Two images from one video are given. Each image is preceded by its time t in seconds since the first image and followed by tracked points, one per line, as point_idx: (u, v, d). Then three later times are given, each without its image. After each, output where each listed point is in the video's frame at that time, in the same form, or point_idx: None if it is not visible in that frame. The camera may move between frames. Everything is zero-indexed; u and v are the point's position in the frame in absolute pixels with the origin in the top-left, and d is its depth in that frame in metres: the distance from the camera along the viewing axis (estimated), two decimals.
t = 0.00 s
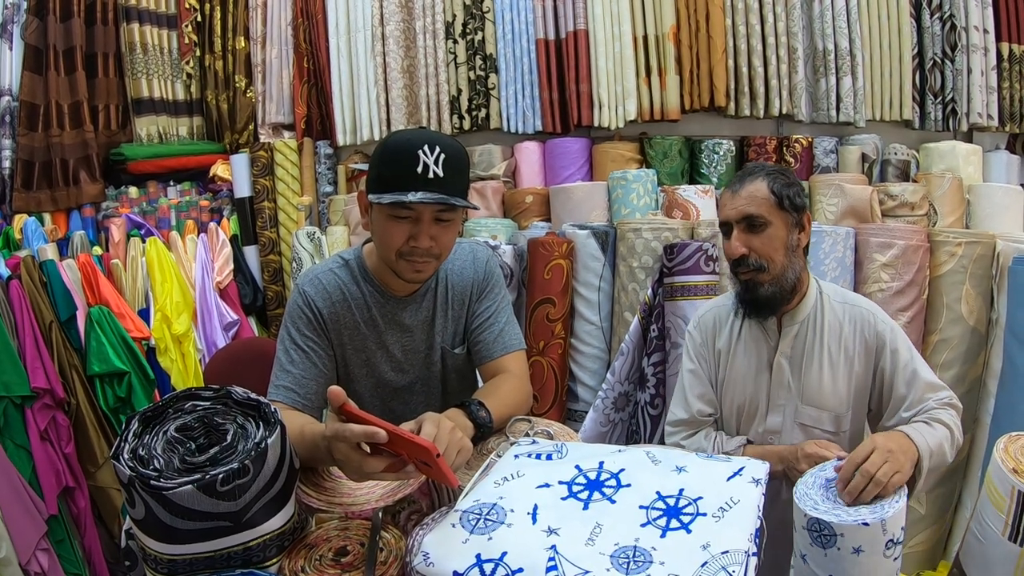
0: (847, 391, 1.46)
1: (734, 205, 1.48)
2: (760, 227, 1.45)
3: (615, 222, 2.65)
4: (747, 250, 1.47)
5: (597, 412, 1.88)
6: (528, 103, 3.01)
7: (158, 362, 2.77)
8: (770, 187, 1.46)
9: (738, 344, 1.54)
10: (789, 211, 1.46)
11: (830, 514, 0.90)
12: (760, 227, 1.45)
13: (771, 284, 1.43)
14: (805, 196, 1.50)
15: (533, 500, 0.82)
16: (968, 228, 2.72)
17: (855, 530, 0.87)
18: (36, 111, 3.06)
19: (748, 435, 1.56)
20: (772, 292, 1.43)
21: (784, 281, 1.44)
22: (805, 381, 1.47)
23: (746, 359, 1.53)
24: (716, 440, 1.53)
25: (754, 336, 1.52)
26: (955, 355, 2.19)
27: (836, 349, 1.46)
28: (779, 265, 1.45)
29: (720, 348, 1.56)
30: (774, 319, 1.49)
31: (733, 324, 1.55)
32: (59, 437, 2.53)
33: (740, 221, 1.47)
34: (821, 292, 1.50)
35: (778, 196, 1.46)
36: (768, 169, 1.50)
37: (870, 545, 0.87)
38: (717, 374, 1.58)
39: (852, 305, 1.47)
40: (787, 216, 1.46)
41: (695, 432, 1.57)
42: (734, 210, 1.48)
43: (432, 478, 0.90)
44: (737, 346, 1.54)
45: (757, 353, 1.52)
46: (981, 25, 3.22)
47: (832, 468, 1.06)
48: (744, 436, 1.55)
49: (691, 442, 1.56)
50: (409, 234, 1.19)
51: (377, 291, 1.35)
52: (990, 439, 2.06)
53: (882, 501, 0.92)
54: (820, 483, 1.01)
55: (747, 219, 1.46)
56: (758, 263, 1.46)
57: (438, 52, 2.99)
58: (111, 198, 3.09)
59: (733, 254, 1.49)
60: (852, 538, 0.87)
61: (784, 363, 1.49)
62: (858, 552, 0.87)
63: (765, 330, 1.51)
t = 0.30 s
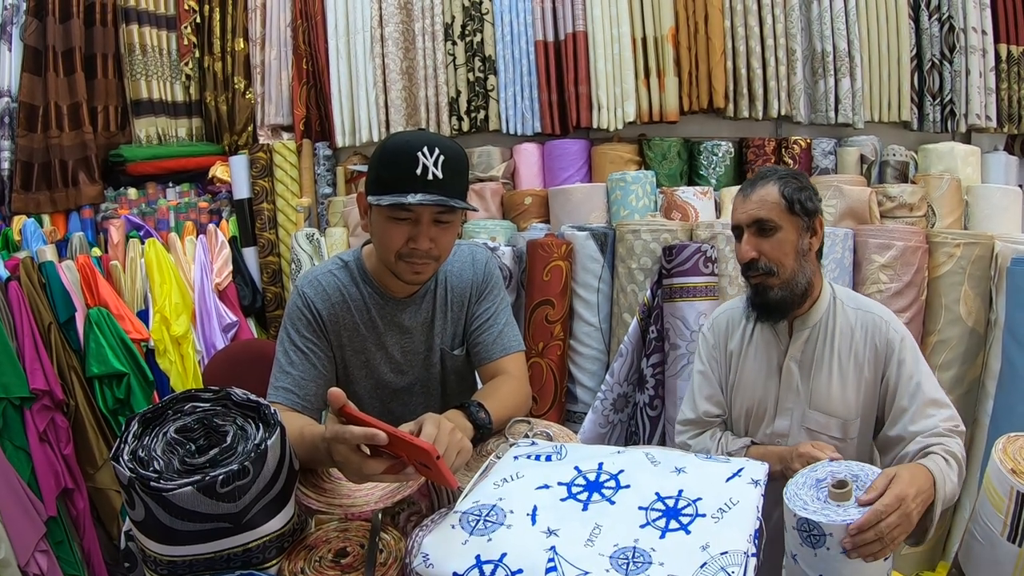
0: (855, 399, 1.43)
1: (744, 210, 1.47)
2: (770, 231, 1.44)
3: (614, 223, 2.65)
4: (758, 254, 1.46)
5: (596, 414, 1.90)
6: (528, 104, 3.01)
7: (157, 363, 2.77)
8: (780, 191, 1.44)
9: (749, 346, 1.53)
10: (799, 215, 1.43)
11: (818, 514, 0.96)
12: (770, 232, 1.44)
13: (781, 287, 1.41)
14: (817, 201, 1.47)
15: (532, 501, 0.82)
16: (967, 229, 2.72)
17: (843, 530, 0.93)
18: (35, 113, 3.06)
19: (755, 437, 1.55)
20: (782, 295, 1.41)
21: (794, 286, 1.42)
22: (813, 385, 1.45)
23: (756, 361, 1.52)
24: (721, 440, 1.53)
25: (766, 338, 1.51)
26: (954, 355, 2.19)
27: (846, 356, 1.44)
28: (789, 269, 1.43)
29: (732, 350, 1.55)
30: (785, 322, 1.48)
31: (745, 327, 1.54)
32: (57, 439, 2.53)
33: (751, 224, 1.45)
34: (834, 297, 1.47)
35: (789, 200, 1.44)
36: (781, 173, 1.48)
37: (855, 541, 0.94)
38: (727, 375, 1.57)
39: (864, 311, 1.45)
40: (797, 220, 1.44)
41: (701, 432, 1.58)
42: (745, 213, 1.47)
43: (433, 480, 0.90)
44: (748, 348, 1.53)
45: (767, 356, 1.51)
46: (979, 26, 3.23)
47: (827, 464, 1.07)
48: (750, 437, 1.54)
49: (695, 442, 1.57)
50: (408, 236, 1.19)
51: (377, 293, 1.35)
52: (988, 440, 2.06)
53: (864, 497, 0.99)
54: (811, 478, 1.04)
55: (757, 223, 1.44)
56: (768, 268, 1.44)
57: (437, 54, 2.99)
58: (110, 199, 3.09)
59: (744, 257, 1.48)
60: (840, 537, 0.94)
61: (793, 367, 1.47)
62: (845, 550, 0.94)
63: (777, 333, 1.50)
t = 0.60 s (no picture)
0: (853, 406, 1.42)
1: (749, 211, 1.46)
2: (773, 234, 1.43)
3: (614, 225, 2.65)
4: (760, 256, 1.45)
5: (595, 416, 1.91)
6: (527, 106, 3.01)
7: (156, 364, 2.77)
8: (785, 194, 1.43)
9: (748, 348, 1.52)
10: (804, 218, 1.42)
11: (810, 515, 0.97)
12: (774, 234, 1.43)
13: (782, 291, 1.41)
14: (823, 205, 1.45)
15: (531, 503, 0.82)
16: (966, 231, 2.72)
17: (835, 532, 0.95)
18: (35, 113, 3.06)
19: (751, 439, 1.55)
20: (783, 299, 1.41)
21: (795, 290, 1.41)
22: (811, 390, 1.44)
23: (755, 362, 1.51)
24: (716, 441, 1.53)
25: (765, 341, 1.50)
26: (953, 357, 2.20)
27: (845, 363, 1.43)
28: (791, 273, 1.42)
29: (731, 351, 1.55)
30: (785, 326, 1.47)
31: (745, 329, 1.54)
32: (56, 440, 2.53)
33: (753, 227, 1.45)
34: (836, 302, 1.46)
35: (794, 203, 1.42)
36: (788, 175, 1.47)
37: (846, 542, 0.96)
38: (726, 376, 1.57)
39: (866, 318, 1.43)
40: (802, 224, 1.43)
41: (697, 432, 1.58)
42: (749, 215, 1.46)
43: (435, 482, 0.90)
44: (747, 349, 1.52)
45: (765, 359, 1.50)
46: (978, 27, 3.23)
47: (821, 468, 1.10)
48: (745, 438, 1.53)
49: (691, 442, 1.57)
50: (409, 237, 1.19)
51: (376, 295, 1.35)
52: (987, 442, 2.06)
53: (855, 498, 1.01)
54: (804, 479, 1.05)
55: (760, 226, 1.43)
56: (770, 271, 1.43)
57: (437, 55, 3.00)
58: (110, 200, 3.09)
59: (746, 260, 1.48)
60: (831, 539, 0.95)
61: (791, 371, 1.46)
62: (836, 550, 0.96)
63: (777, 337, 1.49)
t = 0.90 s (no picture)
0: (836, 408, 1.43)
1: (710, 220, 1.44)
2: (738, 242, 1.41)
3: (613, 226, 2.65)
4: (727, 266, 1.43)
5: (594, 416, 1.92)
6: (526, 107, 3.01)
7: (155, 365, 2.77)
8: (747, 200, 1.42)
9: (724, 360, 1.50)
10: (768, 223, 1.41)
11: (799, 513, 0.96)
12: (738, 242, 1.41)
13: (751, 300, 1.39)
14: (786, 207, 1.44)
15: (530, 504, 0.82)
16: (964, 232, 2.73)
17: (824, 528, 0.94)
18: (35, 114, 3.06)
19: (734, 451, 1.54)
20: (753, 308, 1.39)
21: (765, 298, 1.40)
22: (792, 397, 1.44)
23: (731, 375, 1.50)
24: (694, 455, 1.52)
25: (740, 352, 1.49)
26: (952, 357, 2.20)
27: (825, 367, 1.43)
28: (759, 280, 1.40)
29: (707, 365, 1.53)
30: (759, 335, 1.45)
31: (718, 342, 1.52)
32: (56, 440, 2.53)
33: (717, 236, 1.43)
34: (810, 304, 1.46)
35: (756, 208, 1.41)
36: (749, 180, 1.45)
37: (835, 538, 0.95)
38: (703, 391, 1.55)
39: (842, 318, 1.44)
40: (766, 228, 1.41)
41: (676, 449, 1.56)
42: (711, 224, 1.44)
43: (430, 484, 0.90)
44: (723, 362, 1.50)
45: (742, 370, 1.49)
46: (977, 29, 3.24)
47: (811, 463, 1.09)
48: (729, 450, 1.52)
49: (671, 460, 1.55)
50: (409, 236, 1.19)
51: (376, 295, 1.35)
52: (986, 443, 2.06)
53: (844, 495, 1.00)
54: (794, 477, 1.05)
55: (724, 234, 1.42)
56: (737, 280, 1.42)
57: (436, 56, 3.00)
58: (109, 201, 3.09)
59: (711, 269, 1.46)
60: (820, 535, 0.94)
61: (770, 379, 1.45)
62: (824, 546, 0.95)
63: (751, 346, 1.47)
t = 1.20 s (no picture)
0: (839, 419, 1.41)
1: (710, 227, 1.41)
2: (739, 249, 1.38)
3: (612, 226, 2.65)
4: (727, 274, 1.41)
5: (594, 417, 1.90)
6: (525, 107, 3.01)
7: (154, 366, 2.77)
8: (748, 205, 1.39)
9: (727, 369, 1.50)
10: (769, 229, 1.38)
11: (795, 513, 0.96)
12: (739, 249, 1.38)
13: (753, 307, 1.38)
14: (789, 213, 1.41)
15: (529, 505, 0.82)
16: (964, 233, 2.73)
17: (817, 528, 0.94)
18: (34, 114, 3.06)
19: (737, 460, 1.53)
20: (755, 316, 1.38)
21: (768, 305, 1.38)
22: (795, 407, 1.43)
23: (734, 384, 1.49)
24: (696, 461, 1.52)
25: (744, 361, 1.48)
26: (951, 358, 2.20)
27: (829, 376, 1.41)
28: (761, 288, 1.39)
29: (711, 373, 1.53)
30: (763, 344, 1.44)
31: (723, 350, 1.51)
32: (54, 441, 2.53)
33: (717, 243, 1.40)
34: (816, 312, 1.44)
35: (757, 214, 1.38)
36: (749, 185, 1.42)
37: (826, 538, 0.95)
38: (705, 399, 1.55)
39: (847, 327, 1.42)
40: (767, 235, 1.39)
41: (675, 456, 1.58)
42: (711, 231, 1.41)
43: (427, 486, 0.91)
44: (727, 370, 1.50)
45: (745, 378, 1.48)
46: (976, 30, 3.24)
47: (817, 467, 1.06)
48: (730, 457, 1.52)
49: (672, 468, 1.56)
50: (413, 237, 1.19)
51: (374, 296, 1.36)
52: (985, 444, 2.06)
53: (840, 497, 0.99)
54: (789, 478, 1.03)
55: (724, 241, 1.39)
56: (739, 288, 1.40)
57: (435, 57, 3.00)
58: (108, 202, 3.09)
59: (712, 278, 1.43)
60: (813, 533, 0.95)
61: (773, 389, 1.44)
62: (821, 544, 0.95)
63: (755, 355, 1.47)
